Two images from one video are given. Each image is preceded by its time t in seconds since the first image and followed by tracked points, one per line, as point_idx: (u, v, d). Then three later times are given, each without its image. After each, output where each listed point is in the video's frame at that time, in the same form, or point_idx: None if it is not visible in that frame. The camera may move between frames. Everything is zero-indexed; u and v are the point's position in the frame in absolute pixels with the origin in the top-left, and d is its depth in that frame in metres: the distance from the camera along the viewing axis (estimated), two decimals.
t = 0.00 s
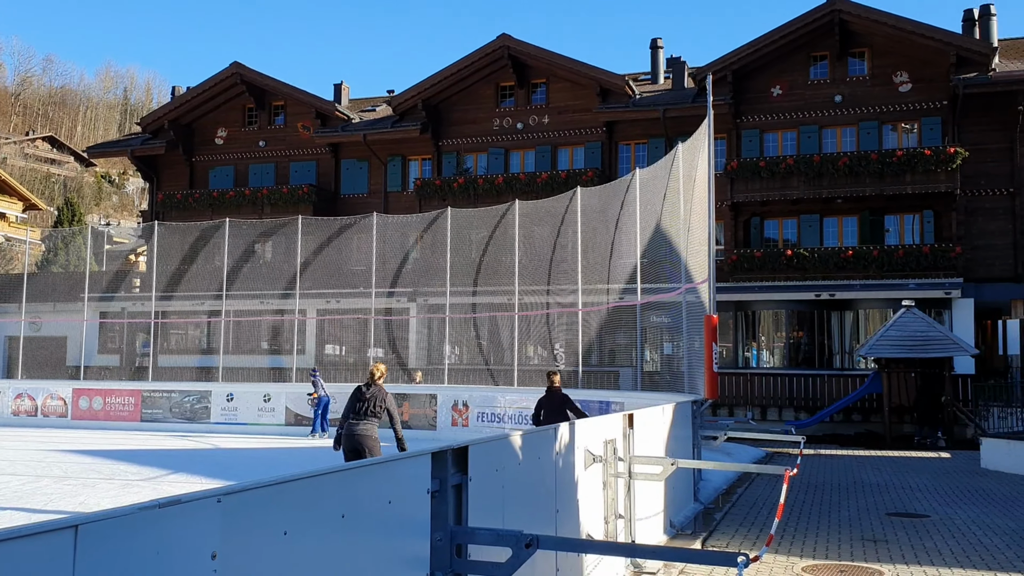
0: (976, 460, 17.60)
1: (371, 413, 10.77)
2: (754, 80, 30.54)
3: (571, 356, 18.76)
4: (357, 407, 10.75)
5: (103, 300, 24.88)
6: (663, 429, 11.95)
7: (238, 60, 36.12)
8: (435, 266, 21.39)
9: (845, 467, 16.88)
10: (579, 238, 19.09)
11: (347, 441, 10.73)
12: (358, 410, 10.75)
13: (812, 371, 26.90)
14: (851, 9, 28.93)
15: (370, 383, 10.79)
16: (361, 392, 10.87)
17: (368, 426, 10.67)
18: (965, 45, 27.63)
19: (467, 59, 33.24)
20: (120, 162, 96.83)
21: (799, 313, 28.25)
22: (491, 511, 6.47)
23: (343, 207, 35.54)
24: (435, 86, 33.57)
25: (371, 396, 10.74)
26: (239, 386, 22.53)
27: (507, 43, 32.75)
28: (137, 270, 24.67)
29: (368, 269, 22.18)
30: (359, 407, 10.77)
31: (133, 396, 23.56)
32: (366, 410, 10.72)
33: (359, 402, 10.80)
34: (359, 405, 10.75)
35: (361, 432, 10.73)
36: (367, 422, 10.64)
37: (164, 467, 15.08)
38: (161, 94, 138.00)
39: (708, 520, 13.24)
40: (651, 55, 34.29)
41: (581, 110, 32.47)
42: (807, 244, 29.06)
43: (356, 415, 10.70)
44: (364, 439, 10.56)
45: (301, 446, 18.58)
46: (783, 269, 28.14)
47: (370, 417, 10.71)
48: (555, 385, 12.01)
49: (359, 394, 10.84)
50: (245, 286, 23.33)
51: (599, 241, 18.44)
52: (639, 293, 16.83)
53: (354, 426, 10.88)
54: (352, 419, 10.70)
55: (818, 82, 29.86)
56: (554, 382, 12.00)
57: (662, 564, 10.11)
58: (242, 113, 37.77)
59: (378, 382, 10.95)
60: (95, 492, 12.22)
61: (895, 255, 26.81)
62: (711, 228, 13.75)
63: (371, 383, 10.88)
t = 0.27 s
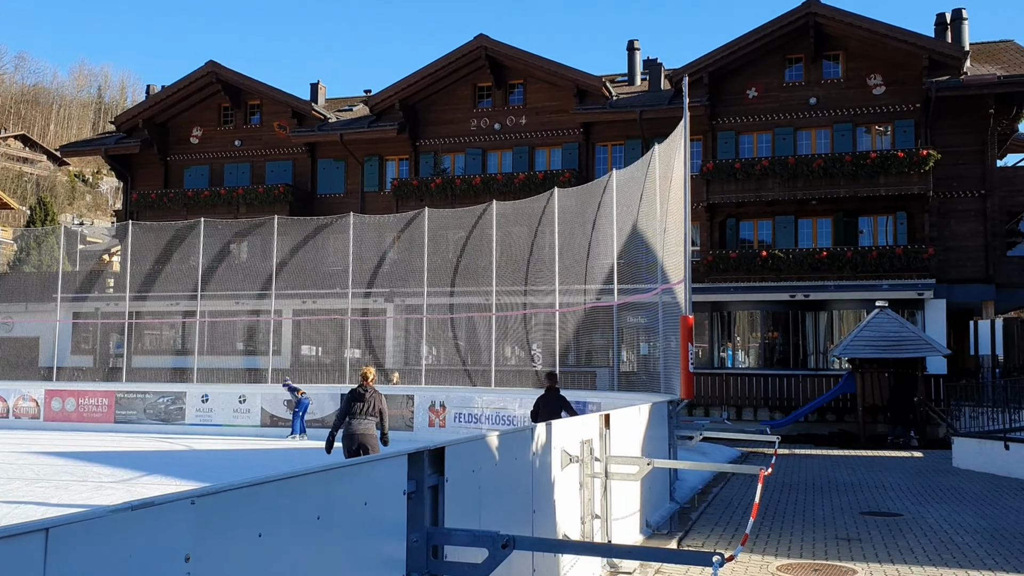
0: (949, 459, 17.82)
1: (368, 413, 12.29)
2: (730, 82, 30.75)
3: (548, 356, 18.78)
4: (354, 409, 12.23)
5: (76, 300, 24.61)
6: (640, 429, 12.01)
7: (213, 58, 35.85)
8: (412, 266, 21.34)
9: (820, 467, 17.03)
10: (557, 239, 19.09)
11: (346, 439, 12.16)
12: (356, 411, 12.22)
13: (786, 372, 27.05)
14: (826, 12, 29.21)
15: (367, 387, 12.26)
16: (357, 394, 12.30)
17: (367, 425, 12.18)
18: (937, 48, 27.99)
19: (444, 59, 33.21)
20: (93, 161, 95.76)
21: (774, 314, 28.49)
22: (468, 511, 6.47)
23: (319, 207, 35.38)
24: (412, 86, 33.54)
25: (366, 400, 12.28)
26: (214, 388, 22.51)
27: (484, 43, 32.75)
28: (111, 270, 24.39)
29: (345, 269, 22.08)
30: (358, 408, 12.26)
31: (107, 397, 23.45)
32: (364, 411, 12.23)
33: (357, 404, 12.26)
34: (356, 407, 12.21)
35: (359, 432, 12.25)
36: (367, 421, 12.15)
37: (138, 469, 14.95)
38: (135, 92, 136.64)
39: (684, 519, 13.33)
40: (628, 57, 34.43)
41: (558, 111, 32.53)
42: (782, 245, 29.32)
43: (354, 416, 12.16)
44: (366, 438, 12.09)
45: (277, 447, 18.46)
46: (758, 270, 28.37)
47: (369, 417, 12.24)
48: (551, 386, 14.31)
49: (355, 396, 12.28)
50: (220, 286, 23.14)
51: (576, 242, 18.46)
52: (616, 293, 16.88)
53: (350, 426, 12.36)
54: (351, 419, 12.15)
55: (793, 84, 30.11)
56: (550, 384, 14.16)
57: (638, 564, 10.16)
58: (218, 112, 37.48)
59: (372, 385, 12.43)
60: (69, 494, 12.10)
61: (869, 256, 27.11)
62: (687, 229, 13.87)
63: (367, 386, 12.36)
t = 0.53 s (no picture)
0: (926, 459, 18.00)
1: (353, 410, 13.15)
2: (710, 84, 30.93)
3: (529, 357, 18.75)
4: (339, 407, 13.06)
5: (53, 300, 24.39)
6: (620, 430, 12.07)
7: (191, 58, 35.61)
8: (393, 267, 21.29)
9: (798, 467, 17.16)
10: (537, 240, 19.08)
11: (334, 436, 13.07)
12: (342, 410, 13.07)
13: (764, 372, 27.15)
14: (804, 15, 29.46)
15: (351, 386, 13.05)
16: (342, 393, 13.10)
17: (354, 423, 13.05)
18: (915, 52, 28.30)
19: (425, 60, 33.17)
20: (70, 161, 94.79)
21: (753, 315, 28.64)
22: (447, 512, 6.48)
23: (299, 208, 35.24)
24: (393, 87, 33.50)
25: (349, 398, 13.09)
26: (193, 389, 22.11)
27: (465, 44, 32.75)
28: (88, 271, 24.17)
29: (325, 270, 21.99)
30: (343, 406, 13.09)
31: (83, 398, 22.91)
32: (349, 409, 13.08)
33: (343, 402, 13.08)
34: (341, 406, 13.05)
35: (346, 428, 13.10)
36: (353, 419, 13.01)
37: (116, 471, 14.83)
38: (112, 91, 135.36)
39: (664, 519, 13.39)
40: (609, 58, 34.54)
41: (539, 112, 32.58)
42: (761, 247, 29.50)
43: (340, 415, 13.01)
44: (353, 436, 12.97)
45: (257, 448, 18.36)
46: (737, 272, 28.58)
47: (355, 414, 13.09)
48: (535, 385, 14.42)
49: (340, 395, 13.10)
50: (199, 287, 22.98)
51: (557, 243, 18.47)
52: (596, 294, 16.92)
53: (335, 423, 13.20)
54: (337, 418, 12.99)
55: (772, 86, 30.34)
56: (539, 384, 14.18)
57: (618, 563, 10.18)
58: (196, 112, 37.23)
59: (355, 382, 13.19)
60: (45, 496, 11.98)
61: (847, 257, 27.43)
62: (666, 229, 13.97)
63: (350, 384, 13.13)
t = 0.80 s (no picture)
0: (906, 460, 18.14)
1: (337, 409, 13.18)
2: (692, 87, 31.08)
3: (512, 358, 18.77)
4: (324, 406, 13.09)
5: (33, 301, 24.19)
6: (603, 430, 12.11)
7: (173, 57, 35.39)
8: (376, 268, 21.23)
9: (779, 467, 17.27)
10: (521, 241, 19.08)
11: (318, 433, 13.20)
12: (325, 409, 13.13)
13: (746, 373, 27.32)
14: (786, 18, 29.65)
15: (334, 386, 13.03)
16: (325, 392, 13.12)
17: (336, 421, 13.12)
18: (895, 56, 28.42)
19: (408, 61, 33.12)
20: (50, 160, 93.94)
21: (735, 316, 28.80)
22: (430, 514, 6.49)
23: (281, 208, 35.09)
24: (376, 87, 33.44)
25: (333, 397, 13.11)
26: (174, 390, 22.00)
27: (448, 45, 32.72)
28: (69, 271, 23.95)
29: (308, 271, 21.89)
30: (326, 405, 13.14)
31: (63, 400, 22.75)
32: (332, 408, 13.12)
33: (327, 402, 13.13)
34: (326, 405, 13.07)
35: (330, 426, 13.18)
36: (335, 418, 13.06)
37: (96, 473, 14.71)
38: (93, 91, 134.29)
39: (647, 520, 13.45)
40: (592, 60, 34.62)
41: (522, 113, 32.62)
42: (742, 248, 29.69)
43: (326, 415, 13.05)
44: (335, 435, 13.06)
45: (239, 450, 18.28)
46: (718, 273, 28.56)
47: (338, 413, 13.14)
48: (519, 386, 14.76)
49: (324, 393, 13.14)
50: (180, 288, 22.83)
51: (540, 244, 18.48)
52: (580, 295, 16.95)
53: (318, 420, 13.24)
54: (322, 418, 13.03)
55: (754, 89, 30.52)
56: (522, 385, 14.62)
57: (601, 564, 10.20)
58: (178, 112, 37.01)
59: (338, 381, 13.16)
60: (25, 499, 11.88)
61: (827, 259, 27.56)
62: (649, 231, 14.04)
63: (334, 383, 13.10)
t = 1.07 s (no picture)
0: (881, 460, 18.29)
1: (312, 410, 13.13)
2: (670, 90, 31.22)
3: (490, 359, 18.79)
4: (298, 406, 13.00)
5: (5, 302, 23.92)
6: (580, 432, 12.13)
7: (149, 57, 35.11)
8: (354, 270, 21.15)
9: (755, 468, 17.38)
10: (499, 243, 19.10)
11: (291, 434, 13.09)
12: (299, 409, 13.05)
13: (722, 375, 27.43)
14: (763, 21, 29.82)
15: (309, 386, 12.96)
16: (299, 393, 13.04)
17: (311, 422, 13.06)
18: (870, 60, 28.77)
19: (386, 62, 33.03)
20: (24, 161, 92.95)
21: (711, 318, 28.92)
22: (408, 516, 6.46)
23: (259, 209, 34.89)
24: (354, 88, 33.34)
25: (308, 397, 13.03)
26: (150, 392, 21.56)
27: (427, 46, 32.64)
28: (42, 272, 23.71)
29: (285, 272, 21.78)
30: (300, 405, 13.06)
31: (37, 402, 22.37)
32: (307, 408, 13.05)
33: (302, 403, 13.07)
34: (301, 405, 12.99)
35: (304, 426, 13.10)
36: (310, 418, 13.01)
37: (70, 476, 14.56)
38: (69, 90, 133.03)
39: (624, 521, 13.47)
40: (570, 63, 34.68)
41: (501, 115, 32.62)
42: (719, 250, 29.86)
43: (301, 415, 12.96)
44: (309, 436, 12.97)
45: (215, 452, 18.15)
46: (695, 275, 28.74)
47: (311, 414, 13.07)
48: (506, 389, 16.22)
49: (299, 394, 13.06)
50: (156, 289, 22.65)
51: (519, 246, 18.49)
52: (557, 297, 16.96)
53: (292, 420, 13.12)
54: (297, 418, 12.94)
55: (731, 92, 30.64)
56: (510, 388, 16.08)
57: (578, 566, 10.20)
58: (155, 111, 36.72)
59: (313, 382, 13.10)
60: None
61: (803, 261, 27.75)
62: (625, 233, 14.11)
63: (309, 383, 13.03)
